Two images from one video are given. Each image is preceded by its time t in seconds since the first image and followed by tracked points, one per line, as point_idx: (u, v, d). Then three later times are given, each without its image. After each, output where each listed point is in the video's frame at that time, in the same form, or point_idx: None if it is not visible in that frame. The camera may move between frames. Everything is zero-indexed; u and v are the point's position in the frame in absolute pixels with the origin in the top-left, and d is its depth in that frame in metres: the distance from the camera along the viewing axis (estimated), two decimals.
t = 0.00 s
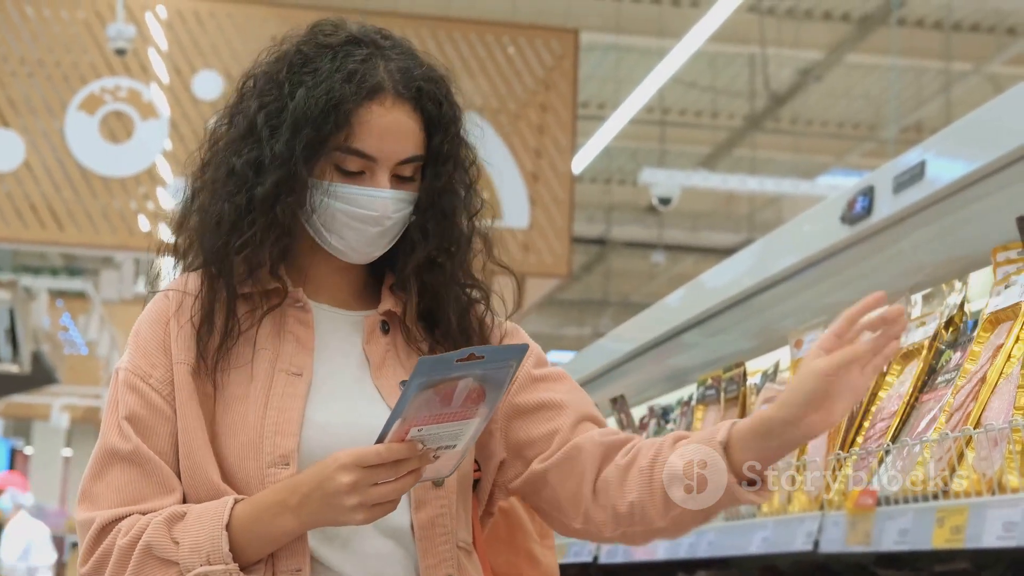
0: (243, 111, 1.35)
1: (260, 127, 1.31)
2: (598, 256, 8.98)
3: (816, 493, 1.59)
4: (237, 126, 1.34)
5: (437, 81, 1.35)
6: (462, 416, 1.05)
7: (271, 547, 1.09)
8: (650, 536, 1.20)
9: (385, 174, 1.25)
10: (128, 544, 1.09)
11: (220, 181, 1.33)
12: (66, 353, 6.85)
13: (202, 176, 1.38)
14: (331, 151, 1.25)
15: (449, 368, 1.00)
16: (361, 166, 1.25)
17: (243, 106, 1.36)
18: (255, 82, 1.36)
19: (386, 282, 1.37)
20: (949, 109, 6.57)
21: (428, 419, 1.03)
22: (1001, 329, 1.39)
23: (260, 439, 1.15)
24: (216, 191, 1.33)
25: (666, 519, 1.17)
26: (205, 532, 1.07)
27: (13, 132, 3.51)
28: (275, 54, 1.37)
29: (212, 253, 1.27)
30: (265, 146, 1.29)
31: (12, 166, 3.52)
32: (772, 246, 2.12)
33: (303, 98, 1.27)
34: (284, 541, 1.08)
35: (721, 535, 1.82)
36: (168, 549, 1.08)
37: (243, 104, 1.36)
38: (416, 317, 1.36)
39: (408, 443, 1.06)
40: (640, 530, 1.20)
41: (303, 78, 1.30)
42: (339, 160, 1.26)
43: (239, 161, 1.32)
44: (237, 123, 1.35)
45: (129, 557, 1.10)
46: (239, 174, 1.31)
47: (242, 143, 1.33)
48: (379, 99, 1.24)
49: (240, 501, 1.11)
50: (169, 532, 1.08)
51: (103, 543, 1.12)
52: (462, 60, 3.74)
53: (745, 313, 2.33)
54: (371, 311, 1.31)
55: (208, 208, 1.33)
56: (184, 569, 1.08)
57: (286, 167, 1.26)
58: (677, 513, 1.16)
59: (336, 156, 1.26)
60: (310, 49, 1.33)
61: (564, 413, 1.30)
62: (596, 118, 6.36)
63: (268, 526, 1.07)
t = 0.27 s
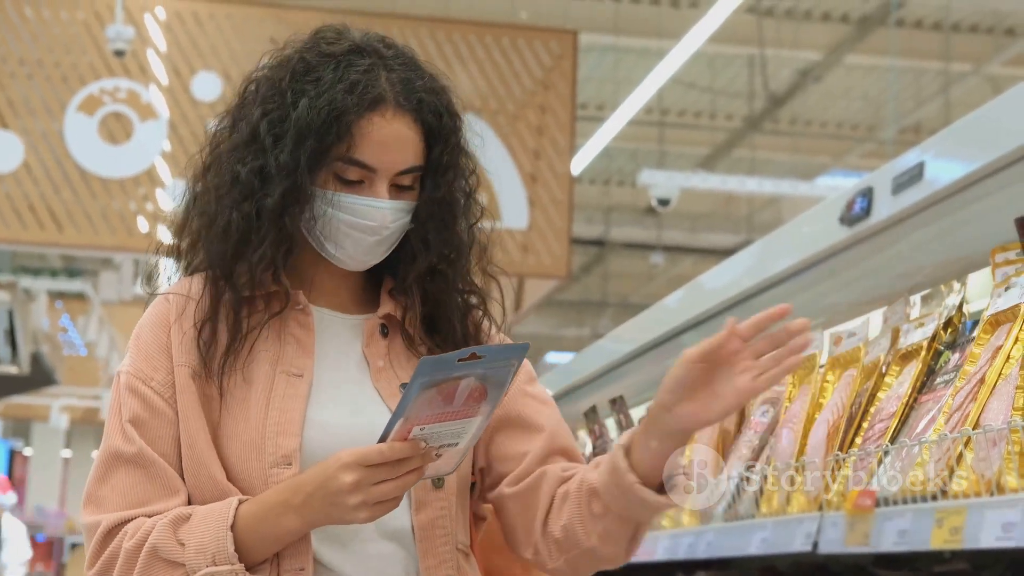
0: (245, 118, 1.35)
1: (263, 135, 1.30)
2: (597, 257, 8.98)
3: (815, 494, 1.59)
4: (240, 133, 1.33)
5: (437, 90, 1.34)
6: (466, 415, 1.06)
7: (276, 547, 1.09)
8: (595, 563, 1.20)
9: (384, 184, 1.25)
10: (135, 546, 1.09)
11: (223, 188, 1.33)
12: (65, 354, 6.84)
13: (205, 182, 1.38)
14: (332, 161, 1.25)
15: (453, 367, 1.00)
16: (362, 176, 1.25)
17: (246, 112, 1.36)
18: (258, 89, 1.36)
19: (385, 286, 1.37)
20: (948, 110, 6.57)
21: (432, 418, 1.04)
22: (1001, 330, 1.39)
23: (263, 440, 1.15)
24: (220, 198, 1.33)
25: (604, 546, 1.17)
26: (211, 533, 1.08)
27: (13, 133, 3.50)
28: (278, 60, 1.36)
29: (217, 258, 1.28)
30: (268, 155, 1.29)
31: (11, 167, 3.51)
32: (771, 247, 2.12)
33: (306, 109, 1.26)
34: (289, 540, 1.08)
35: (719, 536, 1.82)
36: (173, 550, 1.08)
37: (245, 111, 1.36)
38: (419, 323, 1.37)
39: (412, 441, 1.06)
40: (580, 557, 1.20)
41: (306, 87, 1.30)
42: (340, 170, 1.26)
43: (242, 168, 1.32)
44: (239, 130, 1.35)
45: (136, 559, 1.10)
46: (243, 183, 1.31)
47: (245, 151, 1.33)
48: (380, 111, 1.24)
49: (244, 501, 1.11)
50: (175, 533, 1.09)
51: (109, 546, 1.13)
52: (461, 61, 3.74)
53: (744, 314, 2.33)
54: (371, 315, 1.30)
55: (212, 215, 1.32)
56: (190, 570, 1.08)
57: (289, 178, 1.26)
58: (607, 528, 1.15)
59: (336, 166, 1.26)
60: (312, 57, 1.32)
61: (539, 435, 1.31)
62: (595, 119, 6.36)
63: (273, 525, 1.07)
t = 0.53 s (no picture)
0: (250, 123, 1.35)
1: (268, 140, 1.31)
2: (597, 258, 8.98)
3: (814, 494, 1.59)
4: (245, 138, 1.34)
5: (440, 96, 1.35)
6: (468, 412, 1.07)
7: (278, 543, 1.09)
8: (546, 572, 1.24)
9: (387, 190, 1.24)
10: (136, 542, 1.10)
11: (229, 193, 1.33)
12: (65, 355, 6.84)
13: (210, 186, 1.38)
14: (336, 167, 1.25)
15: (456, 364, 1.01)
16: (364, 181, 1.25)
17: (251, 117, 1.36)
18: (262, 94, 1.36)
19: (387, 289, 1.38)
20: (946, 111, 6.58)
21: (434, 415, 1.05)
22: (1000, 331, 1.39)
23: (263, 440, 1.16)
24: (225, 202, 1.33)
25: (546, 552, 1.22)
26: (212, 528, 1.08)
27: (13, 134, 3.51)
28: (283, 66, 1.36)
29: (224, 262, 1.28)
30: (273, 160, 1.29)
31: (12, 168, 3.51)
32: (770, 248, 2.13)
33: (311, 114, 1.27)
34: (290, 536, 1.08)
35: (718, 536, 1.82)
36: (175, 546, 1.08)
37: (250, 116, 1.36)
38: (421, 326, 1.38)
39: (415, 438, 1.07)
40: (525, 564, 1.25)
41: (311, 92, 1.30)
42: (343, 175, 1.26)
43: (247, 173, 1.32)
44: (244, 135, 1.35)
45: (137, 555, 1.10)
46: (248, 188, 1.31)
47: (249, 155, 1.33)
48: (384, 118, 1.25)
49: (246, 497, 1.11)
50: (177, 529, 1.09)
51: (110, 543, 1.13)
52: (460, 62, 3.75)
53: (743, 315, 2.33)
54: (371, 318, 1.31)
55: (217, 219, 1.33)
56: (191, 566, 1.09)
57: (294, 183, 1.26)
58: (546, 530, 1.21)
59: (340, 171, 1.26)
60: (317, 62, 1.33)
61: (508, 445, 1.33)
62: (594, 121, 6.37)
63: (275, 520, 1.07)
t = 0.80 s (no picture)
0: (251, 127, 1.35)
1: (269, 145, 1.31)
2: (596, 258, 8.98)
3: (814, 495, 1.59)
4: (246, 142, 1.34)
5: (440, 102, 1.35)
6: (469, 416, 1.07)
7: (278, 542, 1.09)
8: None
9: (387, 196, 1.24)
10: (137, 542, 1.09)
11: (230, 197, 1.33)
12: (65, 356, 6.84)
13: (211, 189, 1.37)
14: (337, 172, 1.25)
15: (462, 367, 1.02)
16: (364, 186, 1.25)
17: (252, 121, 1.36)
18: (264, 98, 1.36)
19: (385, 292, 1.38)
20: (946, 111, 6.58)
21: (438, 418, 1.06)
22: (1000, 331, 1.39)
23: (262, 441, 1.16)
24: (226, 206, 1.33)
25: (508, 559, 1.26)
26: (213, 527, 1.08)
27: (12, 135, 3.50)
28: (284, 70, 1.36)
29: (225, 265, 1.27)
30: (275, 165, 1.29)
31: (12, 169, 3.51)
32: (769, 248, 2.13)
33: (312, 120, 1.27)
34: (290, 535, 1.08)
35: (718, 536, 1.82)
36: (175, 545, 1.08)
37: (251, 119, 1.36)
38: (421, 329, 1.38)
39: (417, 440, 1.08)
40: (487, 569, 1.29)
41: (313, 98, 1.30)
42: (343, 180, 1.26)
43: (249, 177, 1.31)
44: (245, 139, 1.35)
45: (137, 555, 1.10)
46: (250, 192, 1.30)
47: (251, 160, 1.33)
48: (385, 124, 1.25)
49: (246, 497, 1.11)
50: (177, 528, 1.09)
51: (111, 543, 1.13)
52: (460, 63, 3.75)
53: (743, 316, 2.33)
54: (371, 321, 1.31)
55: (218, 223, 1.32)
56: (191, 565, 1.08)
57: (296, 189, 1.26)
58: (507, 537, 1.25)
59: (341, 176, 1.26)
60: (318, 67, 1.33)
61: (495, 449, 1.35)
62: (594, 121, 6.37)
63: (276, 520, 1.07)
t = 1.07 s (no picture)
0: (251, 130, 1.35)
1: (270, 149, 1.30)
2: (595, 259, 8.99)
3: (814, 495, 1.59)
4: (246, 145, 1.33)
5: (440, 106, 1.35)
6: (474, 419, 1.10)
7: (280, 543, 1.09)
8: None
9: (387, 201, 1.25)
10: (137, 543, 1.09)
11: (230, 200, 1.33)
12: (65, 356, 6.84)
13: (211, 191, 1.37)
14: (337, 177, 1.25)
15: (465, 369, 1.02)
16: (364, 191, 1.26)
17: (252, 125, 1.36)
18: (264, 101, 1.36)
19: (383, 294, 1.38)
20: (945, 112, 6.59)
21: (440, 420, 1.06)
22: (999, 331, 1.39)
23: (262, 442, 1.16)
24: (225, 209, 1.33)
25: (496, 562, 1.26)
26: (215, 528, 1.08)
27: (12, 136, 3.50)
28: (283, 74, 1.36)
29: (224, 268, 1.27)
30: (275, 169, 1.29)
31: (11, 169, 3.51)
32: (769, 249, 2.13)
33: (313, 124, 1.27)
34: (291, 536, 1.08)
35: (718, 536, 1.82)
36: (176, 546, 1.08)
37: (251, 123, 1.36)
38: (421, 333, 1.38)
39: (420, 442, 1.08)
40: (473, 572, 1.30)
41: (313, 102, 1.30)
42: (344, 184, 1.27)
43: (249, 180, 1.31)
44: (245, 143, 1.35)
45: (138, 556, 1.10)
46: (250, 196, 1.30)
47: (251, 163, 1.33)
48: (385, 129, 1.25)
49: (248, 498, 1.11)
50: (178, 530, 1.09)
51: (111, 544, 1.12)
52: (459, 63, 3.75)
53: (742, 316, 2.33)
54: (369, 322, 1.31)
55: (218, 225, 1.32)
56: (193, 566, 1.08)
57: (296, 192, 1.26)
58: (497, 541, 1.26)
59: (341, 181, 1.26)
60: (319, 72, 1.33)
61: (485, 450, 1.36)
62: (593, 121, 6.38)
63: (278, 522, 1.07)
